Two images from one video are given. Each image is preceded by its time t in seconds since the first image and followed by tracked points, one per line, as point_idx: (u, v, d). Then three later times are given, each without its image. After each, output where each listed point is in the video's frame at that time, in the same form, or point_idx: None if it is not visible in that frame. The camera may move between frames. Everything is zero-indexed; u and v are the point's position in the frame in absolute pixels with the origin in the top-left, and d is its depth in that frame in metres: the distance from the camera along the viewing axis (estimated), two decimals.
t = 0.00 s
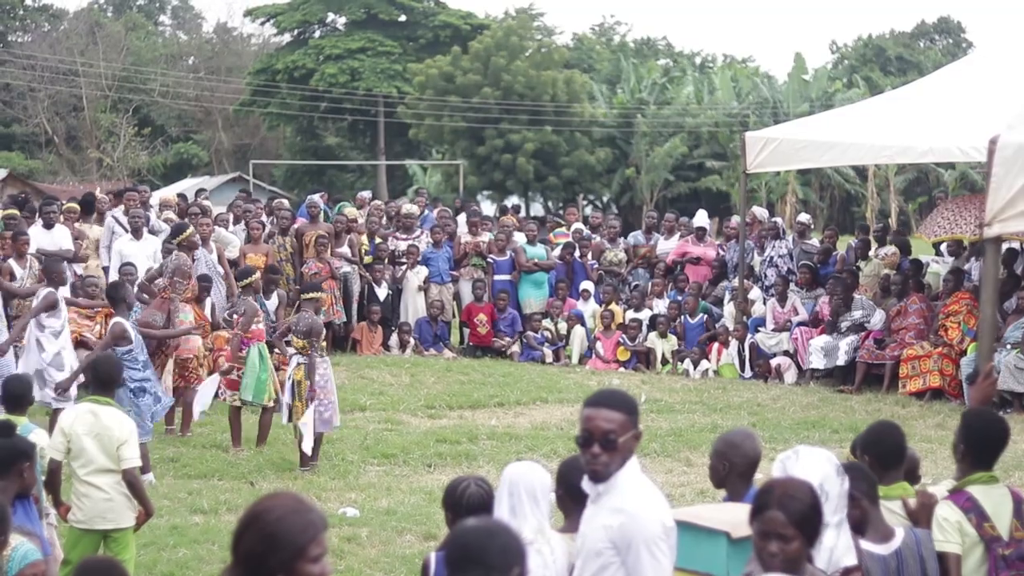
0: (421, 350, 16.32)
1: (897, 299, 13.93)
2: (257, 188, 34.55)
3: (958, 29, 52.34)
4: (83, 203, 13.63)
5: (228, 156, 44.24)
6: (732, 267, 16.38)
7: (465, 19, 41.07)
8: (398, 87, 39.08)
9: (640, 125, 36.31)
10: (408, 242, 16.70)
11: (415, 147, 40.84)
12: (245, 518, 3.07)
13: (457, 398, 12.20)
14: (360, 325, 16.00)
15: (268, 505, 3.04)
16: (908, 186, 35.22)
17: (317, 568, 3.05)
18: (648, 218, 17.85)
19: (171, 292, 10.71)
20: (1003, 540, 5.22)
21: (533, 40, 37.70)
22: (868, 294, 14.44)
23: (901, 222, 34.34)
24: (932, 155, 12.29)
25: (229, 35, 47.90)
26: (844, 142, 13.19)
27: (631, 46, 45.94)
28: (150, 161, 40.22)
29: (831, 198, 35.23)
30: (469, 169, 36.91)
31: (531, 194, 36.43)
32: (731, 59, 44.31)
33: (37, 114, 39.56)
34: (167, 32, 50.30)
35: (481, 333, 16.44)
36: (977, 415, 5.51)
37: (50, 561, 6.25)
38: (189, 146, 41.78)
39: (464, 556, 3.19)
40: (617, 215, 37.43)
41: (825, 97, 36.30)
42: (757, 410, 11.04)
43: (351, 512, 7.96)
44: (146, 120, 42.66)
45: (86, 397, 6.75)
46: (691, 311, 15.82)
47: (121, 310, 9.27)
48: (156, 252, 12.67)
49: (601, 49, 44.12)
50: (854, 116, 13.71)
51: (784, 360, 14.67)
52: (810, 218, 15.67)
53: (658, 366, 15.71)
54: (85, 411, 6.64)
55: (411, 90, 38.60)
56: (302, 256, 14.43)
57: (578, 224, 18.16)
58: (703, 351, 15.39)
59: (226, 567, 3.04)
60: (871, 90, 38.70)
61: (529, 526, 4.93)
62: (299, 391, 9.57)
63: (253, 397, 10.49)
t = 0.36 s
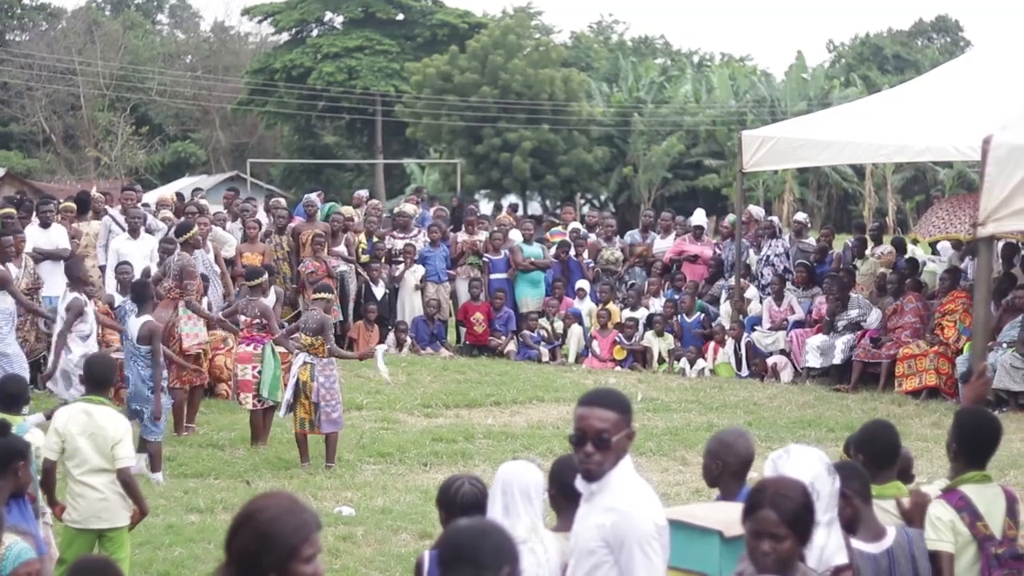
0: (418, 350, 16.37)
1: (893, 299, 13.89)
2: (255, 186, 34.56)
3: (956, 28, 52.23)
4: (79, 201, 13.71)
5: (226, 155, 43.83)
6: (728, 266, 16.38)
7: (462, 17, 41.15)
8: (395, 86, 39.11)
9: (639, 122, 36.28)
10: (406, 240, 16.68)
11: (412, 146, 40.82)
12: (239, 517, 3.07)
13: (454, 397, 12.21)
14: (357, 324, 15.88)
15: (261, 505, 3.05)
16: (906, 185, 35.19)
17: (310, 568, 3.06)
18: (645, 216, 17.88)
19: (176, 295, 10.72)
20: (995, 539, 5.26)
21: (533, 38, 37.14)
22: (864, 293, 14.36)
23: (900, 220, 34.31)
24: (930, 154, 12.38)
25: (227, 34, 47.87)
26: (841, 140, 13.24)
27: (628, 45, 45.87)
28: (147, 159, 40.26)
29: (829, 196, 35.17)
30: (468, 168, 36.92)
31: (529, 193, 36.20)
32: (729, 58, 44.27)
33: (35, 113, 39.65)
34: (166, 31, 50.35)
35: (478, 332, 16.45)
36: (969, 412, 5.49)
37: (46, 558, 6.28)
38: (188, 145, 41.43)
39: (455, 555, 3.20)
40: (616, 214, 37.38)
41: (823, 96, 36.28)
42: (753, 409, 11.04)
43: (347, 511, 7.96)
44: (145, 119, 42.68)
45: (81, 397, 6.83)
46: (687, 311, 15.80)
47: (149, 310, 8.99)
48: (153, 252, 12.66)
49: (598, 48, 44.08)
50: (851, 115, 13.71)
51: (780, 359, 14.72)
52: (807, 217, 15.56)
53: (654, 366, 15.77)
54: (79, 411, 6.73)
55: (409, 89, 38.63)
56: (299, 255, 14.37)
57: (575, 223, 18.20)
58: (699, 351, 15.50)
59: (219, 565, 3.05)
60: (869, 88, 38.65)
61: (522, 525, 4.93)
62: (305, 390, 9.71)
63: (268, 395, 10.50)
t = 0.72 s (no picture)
0: (413, 349, 16.32)
1: (888, 297, 13.89)
2: (251, 185, 34.57)
3: (952, 27, 52.24)
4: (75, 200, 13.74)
5: (222, 153, 44.19)
6: (723, 265, 16.50)
7: (457, 16, 41.26)
8: (391, 84, 39.15)
9: (635, 121, 36.28)
10: (401, 239, 16.66)
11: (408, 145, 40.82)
12: (234, 514, 3.02)
13: (449, 395, 12.21)
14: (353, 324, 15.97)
15: (257, 501, 2.99)
16: (901, 184, 35.24)
17: (305, 566, 2.99)
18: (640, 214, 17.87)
19: (187, 290, 11.34)
20: (989, 536, 5.27)
21: (527, 37, 37.63)
22: (859, 292, 14.38)
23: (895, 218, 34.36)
24: (924, 153, 12.36)
25: (222, 32, 47.54)
26: (836, 139, 13.20)
27: (624, 44, 45.87)
28: (142, 157, 40.29)
29: (824, 196, 35.17)
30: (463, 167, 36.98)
31: (524, 192, 36.27)
32: (724, 57, 44.29)
33: (30, 111, 39.66)
34: (162, 30, 50.34)
35: (474, 331, 16.47)
36: (965, 410, 5.50)
37: (40, 555, 6.28)
38: (182, 143, 41.87)
39: (450, 552, 3.19)
40: (611, 213, 37.37)
41: (818, 94, 36.37)
42: (747, 407, 11.05)
43: (343, 509, 7.97)
44: (140, 118, 42.68)
45: (73, 396, 6.85)
46: (682, 309, 15.98)
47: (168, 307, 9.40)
48: (150, 250, 12.72)
49: (594, 47, 44.04)
50: (847, 113, 13.69)
51: (775, 357, 14.69)
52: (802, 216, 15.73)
53: (649, 364, 15.80)
54: (73, 409, 6.73)
55: (404, 87, 38.67)
56: (294, 253, 14.32)
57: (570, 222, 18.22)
58: (694, 349, 15.47)
59: (213, 563, 2.97)
60: (864, 88, 38.70)
61: (518, 522, 4.93)
62: (322, 387, 9.66)
63: (275, 395, 10.56)
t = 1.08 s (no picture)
0: (413, 345, 16.38)
1: (888, 294, 13.96)
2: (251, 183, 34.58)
3: (953, 25, 52.27)
4: (75, 198, 13.69)
5: (222, 151, 43.98)
6: (724, 262, 16.53)
7: (458, 14, 41.42)
8: (391, 82, 39.17)
9: (635, 120, 36.26)
10: (401, 236, 16.69)
11: (408, 143, 40.81)
12: (232, 509, 3.00)
13: (449, 392, 12.21)
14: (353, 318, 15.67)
15: (256, 497, 2.98)
16: (901, 181, 35.22)
17: (306, 562, 2.98)
18: (641, 211, 17.90)
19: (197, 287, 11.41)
20: (990, 532, 5.26)
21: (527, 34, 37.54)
22: (860, 289, 14.38)
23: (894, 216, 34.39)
24: (923, 150, 12.36)
25: (222, 30, 47.73)
26: (836, 136, 13.29)
27: (624, 41, 45.85)
28: (143, 155, 40.32)
29: (825, 193, 35.14)
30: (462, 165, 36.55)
31: (525, 189, 36.38)
32: (725, 54, 44.34)
33: (30, 109, 39.65)
34: (162, 28, 50.34)
35: (474, 327, 16.48)
36: (965, 406, 5.52)
37: (39, 552, 6.27)
38: (182, 141, 42.24)
39: (448, 545, 3.20)
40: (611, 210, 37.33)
41: (818, 92, 36.48)
42: (748, 404, 11.05)
43: (343, 505, 7.97)
44: (140, 115, 42.75)
45: (73, 391, 6.85)
46: (681, 306, 16.04)
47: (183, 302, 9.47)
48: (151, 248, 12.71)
49: (594, 44, 43.86)
50: (847, 110, 13.75)
51: (775, 354, 14.68)
52: (802, 213, 15.82)
53: (649, 361, 15.81)
54: (72, 405, 6.74)
55: (405, 85, 38.73)
56: (293, 249, 14.27)
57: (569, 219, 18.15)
58: (694, 346, 15.52)
59: (211, 559, 2.94)
60: (865, 85, 38.70)
61: (518, 518, 4.92)
62: (326, 383, 9.69)
63: (278, 387, 10.45)
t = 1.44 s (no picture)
0: (417, 344, 16.35)
1: (894, 293, 13.80)
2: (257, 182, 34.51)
3: (957, 24, 52.27)
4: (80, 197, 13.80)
5: (227, 150, 44.04)
6: (729, 261, 16.49)
7: (463, 13, 41.34)
8: (396, 81, 39.11)
9: (641, 119, 36.22)
10: (405, 234, 16.59)
11: (412, 141, 40.75)
12: (238, 508, 3.00)
13: (454, 391, 12.20)
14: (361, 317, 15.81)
15: (262, 495, 2.98)
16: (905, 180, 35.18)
17: (312, 560, 2.98)
18: (645, 210, 17.90)
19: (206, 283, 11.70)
20: (995, 532, 5.24)
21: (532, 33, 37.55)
22: (865, 288, 14.42)
23: (899, 216, 34.32)
24: (929, 149, 12.29)
25: (227, 29, 47.77)
26: (840, 135, 13.26)
27: (630, 41, 45.81)
28: (148, 154, 40.27)
29: (830, 191, 35.08)
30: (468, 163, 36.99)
31: (530, 188, 36.32)
32: (730, 53, 44.30)
33: (35, 108, 39.57)
34: (168, 27, 50.34)
35: (478, 326, 16.45)
36: (971, 405, 5.50)
37: (42, 552, 6.24)
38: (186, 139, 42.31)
39: (452, 544, 3.19)
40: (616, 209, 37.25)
41: (822, 91, 36.21)
42: (752, 403, 11.05)
43: (347, 505, 7.96)
44: (145, 114, 42.73)
45: (77, 389, 6.86)
46: (684, 305, 15.88)
47: (201, 304, 9.28)
48: (155, 246, 12.70)
49: (599, 45, 43.32)
50: (852, 109, 13.72)
51: (779, 353, 14.75)
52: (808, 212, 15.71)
53: (654, 360, 15.76)
54: (76, 403, 6.74)
55: (410, 84, 38.71)
56: (298, 248, 14.31)
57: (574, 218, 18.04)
58: (699, 345, 15.55)
59: (217, 557, 2.95)
60: (869, 84, 38.66)
61: (522, 517, 4.89)
62: (342, 381, 9.59)
63: (288, 386, 10.45)
